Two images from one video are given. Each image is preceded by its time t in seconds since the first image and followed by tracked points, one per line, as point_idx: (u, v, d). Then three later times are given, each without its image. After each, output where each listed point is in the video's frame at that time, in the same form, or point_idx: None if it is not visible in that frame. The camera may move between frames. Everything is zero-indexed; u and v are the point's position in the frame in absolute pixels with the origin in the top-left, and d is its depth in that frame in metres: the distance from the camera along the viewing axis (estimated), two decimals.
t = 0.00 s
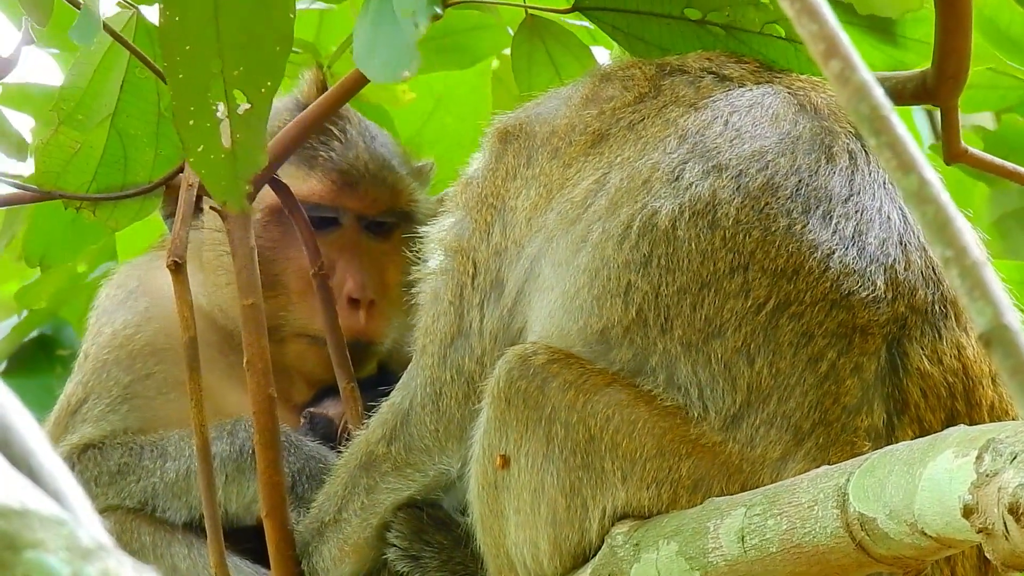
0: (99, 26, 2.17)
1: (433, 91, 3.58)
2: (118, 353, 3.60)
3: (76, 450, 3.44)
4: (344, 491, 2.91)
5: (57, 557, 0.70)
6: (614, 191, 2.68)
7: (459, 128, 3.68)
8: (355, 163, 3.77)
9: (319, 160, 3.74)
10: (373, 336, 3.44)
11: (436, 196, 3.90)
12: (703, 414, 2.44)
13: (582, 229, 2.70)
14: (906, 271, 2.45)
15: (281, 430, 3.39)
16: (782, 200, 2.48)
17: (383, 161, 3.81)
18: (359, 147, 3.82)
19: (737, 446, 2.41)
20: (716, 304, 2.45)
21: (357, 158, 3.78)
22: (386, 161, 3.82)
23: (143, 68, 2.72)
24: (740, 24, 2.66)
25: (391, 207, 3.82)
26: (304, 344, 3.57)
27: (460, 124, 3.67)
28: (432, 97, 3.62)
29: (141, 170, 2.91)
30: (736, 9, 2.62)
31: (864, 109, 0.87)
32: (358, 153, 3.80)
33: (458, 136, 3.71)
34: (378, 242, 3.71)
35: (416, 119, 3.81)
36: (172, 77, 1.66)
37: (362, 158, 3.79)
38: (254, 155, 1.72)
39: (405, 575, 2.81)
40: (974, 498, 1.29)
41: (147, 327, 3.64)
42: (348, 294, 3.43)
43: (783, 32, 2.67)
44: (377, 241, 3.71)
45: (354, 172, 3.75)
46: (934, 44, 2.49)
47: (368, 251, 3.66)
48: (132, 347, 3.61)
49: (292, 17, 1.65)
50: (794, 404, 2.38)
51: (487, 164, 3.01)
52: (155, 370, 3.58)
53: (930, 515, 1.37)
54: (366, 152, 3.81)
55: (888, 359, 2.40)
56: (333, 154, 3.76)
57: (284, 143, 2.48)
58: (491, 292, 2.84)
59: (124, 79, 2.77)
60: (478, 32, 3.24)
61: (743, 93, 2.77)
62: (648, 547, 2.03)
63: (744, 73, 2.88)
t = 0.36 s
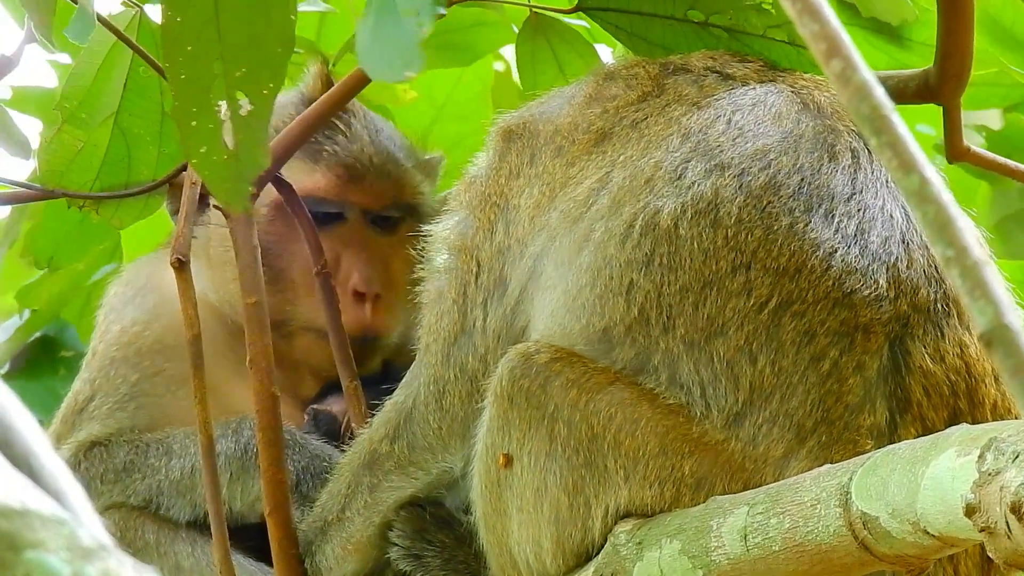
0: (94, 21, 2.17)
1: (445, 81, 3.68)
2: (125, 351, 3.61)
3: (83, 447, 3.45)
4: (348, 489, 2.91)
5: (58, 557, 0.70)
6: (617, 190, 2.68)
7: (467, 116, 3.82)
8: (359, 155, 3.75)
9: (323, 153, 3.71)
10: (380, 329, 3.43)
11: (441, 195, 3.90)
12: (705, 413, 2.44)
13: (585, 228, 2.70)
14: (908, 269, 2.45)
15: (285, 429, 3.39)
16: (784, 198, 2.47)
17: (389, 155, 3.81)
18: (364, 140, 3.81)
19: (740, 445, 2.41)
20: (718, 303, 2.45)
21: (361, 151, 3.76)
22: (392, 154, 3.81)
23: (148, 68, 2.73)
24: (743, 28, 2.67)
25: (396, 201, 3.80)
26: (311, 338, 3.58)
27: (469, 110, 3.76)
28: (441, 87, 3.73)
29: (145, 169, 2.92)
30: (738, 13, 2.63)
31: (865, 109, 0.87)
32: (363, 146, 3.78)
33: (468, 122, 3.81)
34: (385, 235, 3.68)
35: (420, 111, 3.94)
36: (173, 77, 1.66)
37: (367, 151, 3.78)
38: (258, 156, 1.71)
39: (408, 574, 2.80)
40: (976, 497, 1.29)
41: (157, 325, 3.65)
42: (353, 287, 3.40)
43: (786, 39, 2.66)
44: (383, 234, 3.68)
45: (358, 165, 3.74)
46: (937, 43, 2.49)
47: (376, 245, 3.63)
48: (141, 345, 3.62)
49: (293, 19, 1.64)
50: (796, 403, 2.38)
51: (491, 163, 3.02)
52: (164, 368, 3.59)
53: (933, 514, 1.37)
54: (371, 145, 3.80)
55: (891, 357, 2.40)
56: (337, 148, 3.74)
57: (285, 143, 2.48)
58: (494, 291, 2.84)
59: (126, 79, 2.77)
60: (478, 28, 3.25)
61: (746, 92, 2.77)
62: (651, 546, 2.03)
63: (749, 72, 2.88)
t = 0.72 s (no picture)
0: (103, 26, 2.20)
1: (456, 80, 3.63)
2: (125, 351, 3.61)
3: (83, 447, 3.45)
4: (349, 489, 2.91)
5: (58, 557, 0.70)
6: (619, 188, 2.68)
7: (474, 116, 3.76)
8: (360, 157, 3.77)
9: (324, 154, 3.73)
10: (380, 331, 3.43)
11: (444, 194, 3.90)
12: (707, 412, 2.44)
13: (586, 227, 2.70)
14: (910, 269, 2.45)
15: (287, 429, 3.39)
16: (786, 198, 2.47)
17: (389, 155, 3.82)
18: (364, 142, 3.82)
19: (741, 444, 2.41)
20: (720, 302, 2.45)
21: (362, 153, 3.78)
22: (392, 154, 3.83)
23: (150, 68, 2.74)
24: (744, 26, 2.68)
25: (397, 202, 3.81)
26: (311, 340, 3.57)
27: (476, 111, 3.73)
28: (452, 88, 3.69)
29: (146, 169, 2.91)
30: (739, 12, 2.63)
31: (864, 109, 0.88)
32: (363, 147, 3.80)
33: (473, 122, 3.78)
34: (386, 237, 3.69)
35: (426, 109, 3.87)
36: (178, 78, 1.66)
37: (368, 152, 3.79)
38: (261, 158, 1.73)
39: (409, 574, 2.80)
40: (977, 497, 1.29)
41: (156, 325, 3.65)
42: (353, 288, 3.40)
43: (786, 37, 2.67)
44: (383, 235, 3.68)
45: (359, 167, 3.75)
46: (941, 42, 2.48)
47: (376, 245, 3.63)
48: (141, 345, 3.62)
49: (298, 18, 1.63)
50: (797, 403, 2.39)
51: (493, 162, 3.02)
52: (165, 368, 3.59)
53: (934, 514, 1.37)
54: (371, 146, 3.81)
55: (892, 357, 2.40)
56: (337, 149, 3.75)
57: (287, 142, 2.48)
58: (496, 290, 2.84)
59: (128, 79, 2.79)
60: (485, 27, 3.24)
61: (748, 91, 2.77)
62: (652, 546, 2.03)
63: (751, 71, 2.88)
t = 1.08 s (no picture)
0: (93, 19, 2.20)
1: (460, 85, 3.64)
2: (124, 352, 3.61)
3: (82, 447, 3.45)
4: (347, 489, 2.91)
5: (57, 557, 0.70)
6: (617, 188, 2.68)
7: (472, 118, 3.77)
8: (360, 159, 3.78)
9: (325, 156, 3.74)
10: (380, 333, 3.41)
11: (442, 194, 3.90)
12: (705, 412, 2.44)
13: (584, 226, 2.70)
14: (908, 269, 2.45)
15: (285, 429, 3.39)
16: (783, 197, 2.47)
17: (388, 158, 3.82)
18: (364, 144, 3.83)
19: (739, 444, 2.41)
20: (718, 302, 2.45)
21: (362, 155, 3.79)
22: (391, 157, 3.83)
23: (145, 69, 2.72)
24: (742, 29, 2.67)
25: (397, 205, 3.81)
26: (311, 342, 3.57)
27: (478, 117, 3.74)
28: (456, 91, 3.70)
29: (145, 169, 2.92)
30: (737, 16, 2.63)
31: (863, 109, 0.88)
32: (363, 150, 3.81)
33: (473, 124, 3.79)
34: (388, 240, 3.67)
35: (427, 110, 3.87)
36: (169, 73, 1.70)
37: (368, 155, 3.80)
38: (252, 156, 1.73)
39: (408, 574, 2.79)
40: (975, 497, 1.29)
41: (154, 326, 3.65)
42: (353, 292, 3.41)
43: (785, 41, 2.66)
44: (383, 238, 3.66)
45: (359, 169, 3.76)
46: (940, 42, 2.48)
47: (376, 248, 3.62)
48: (139, 346, 3.62)
49: (290, 15, 1.66)
50: (795, 402, 2.39)
51: (491, 162, 3.02)
52: (163, 369, 3.58)
53: (933, 514, 1.37)
54: (371, 149, 3.82)
55: (891, 357, 2.40)
56: (338, 151, 3.76)
57: (286, 143, 2.47)
58: (494, 290, 2.84)
59: (127, 79, 2.75)
60: (493, 30, 3.24)
61: (746, 91, 2.76)
62: (650, 546, 2.03)
63: (749, 71, 2.88)
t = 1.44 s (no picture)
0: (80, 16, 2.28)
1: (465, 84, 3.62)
2: (132, 351, 3.60)
3: (85, 444, 3.46)
4: (342, 491, 2.91)
5: (54, 558, 0.70)
6: (611, 190, 2.68)
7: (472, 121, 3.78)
8: (362, 158, 3.77)
9: (328, 155, 3.74)
10: (385, 331, 3.42)
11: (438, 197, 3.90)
12: (700, 413, 2.44)
13: (579, 228, 2.70)
14: (902, 270, 2.45)
15: (282, 428, 3.39)
16: (778, 199, 2.47)
17: (392, 157, 3.82)
18: (368, 143, 3.82)
19: (735, 445, 2.41)
20: (713, 304, 2.45)
21: (365, 154, 3.78)
22: (395, 156, 3.83)
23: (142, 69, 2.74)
24: (736, 32, 2.68)
25: (404, 203, 3.79)
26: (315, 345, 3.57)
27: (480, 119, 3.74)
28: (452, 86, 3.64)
29: (140, 171, 2.89)
30: (732, 17, 2.63)
31: (860, 111, 0.88)
32: (366, 149, 3.80)
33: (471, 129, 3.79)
34: (392, 238, 3.67)
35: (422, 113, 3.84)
36: (171, 75, 1.78)
37: (372, 154, 3.79)
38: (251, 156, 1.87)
39: None
40: (971, 498, 1.29)
41: (161, 329, 3.64)
42: (359, 288, 3.40)
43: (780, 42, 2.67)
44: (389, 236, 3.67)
45: (362, 168, 3.75)
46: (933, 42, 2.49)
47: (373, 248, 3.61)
48: (146, 349, 3.61)
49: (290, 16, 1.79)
50: (791, 404, 2.39)
51: (486, 164, 3.01)
52: (171, 371, 3.58)
53: (928, 515, 1.37)
54: (375, 147, 3.81)
55: (885, 358, 2.40)
56: (341, 150, 3.76)
57: (283, 144, 2.47)
58: (489, 291, 2.84)
59: (123, 79, 2.78)
60: (489, 33, 3.24)
61: (740, 93, 2.77)
62: (646, 547, 2.03)
63: (743, 74, 2.88)
